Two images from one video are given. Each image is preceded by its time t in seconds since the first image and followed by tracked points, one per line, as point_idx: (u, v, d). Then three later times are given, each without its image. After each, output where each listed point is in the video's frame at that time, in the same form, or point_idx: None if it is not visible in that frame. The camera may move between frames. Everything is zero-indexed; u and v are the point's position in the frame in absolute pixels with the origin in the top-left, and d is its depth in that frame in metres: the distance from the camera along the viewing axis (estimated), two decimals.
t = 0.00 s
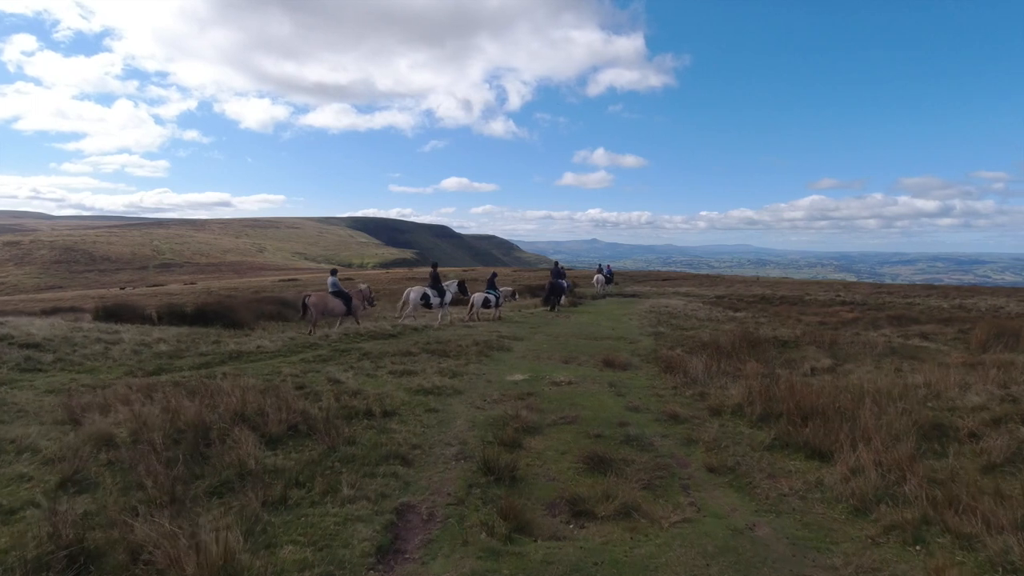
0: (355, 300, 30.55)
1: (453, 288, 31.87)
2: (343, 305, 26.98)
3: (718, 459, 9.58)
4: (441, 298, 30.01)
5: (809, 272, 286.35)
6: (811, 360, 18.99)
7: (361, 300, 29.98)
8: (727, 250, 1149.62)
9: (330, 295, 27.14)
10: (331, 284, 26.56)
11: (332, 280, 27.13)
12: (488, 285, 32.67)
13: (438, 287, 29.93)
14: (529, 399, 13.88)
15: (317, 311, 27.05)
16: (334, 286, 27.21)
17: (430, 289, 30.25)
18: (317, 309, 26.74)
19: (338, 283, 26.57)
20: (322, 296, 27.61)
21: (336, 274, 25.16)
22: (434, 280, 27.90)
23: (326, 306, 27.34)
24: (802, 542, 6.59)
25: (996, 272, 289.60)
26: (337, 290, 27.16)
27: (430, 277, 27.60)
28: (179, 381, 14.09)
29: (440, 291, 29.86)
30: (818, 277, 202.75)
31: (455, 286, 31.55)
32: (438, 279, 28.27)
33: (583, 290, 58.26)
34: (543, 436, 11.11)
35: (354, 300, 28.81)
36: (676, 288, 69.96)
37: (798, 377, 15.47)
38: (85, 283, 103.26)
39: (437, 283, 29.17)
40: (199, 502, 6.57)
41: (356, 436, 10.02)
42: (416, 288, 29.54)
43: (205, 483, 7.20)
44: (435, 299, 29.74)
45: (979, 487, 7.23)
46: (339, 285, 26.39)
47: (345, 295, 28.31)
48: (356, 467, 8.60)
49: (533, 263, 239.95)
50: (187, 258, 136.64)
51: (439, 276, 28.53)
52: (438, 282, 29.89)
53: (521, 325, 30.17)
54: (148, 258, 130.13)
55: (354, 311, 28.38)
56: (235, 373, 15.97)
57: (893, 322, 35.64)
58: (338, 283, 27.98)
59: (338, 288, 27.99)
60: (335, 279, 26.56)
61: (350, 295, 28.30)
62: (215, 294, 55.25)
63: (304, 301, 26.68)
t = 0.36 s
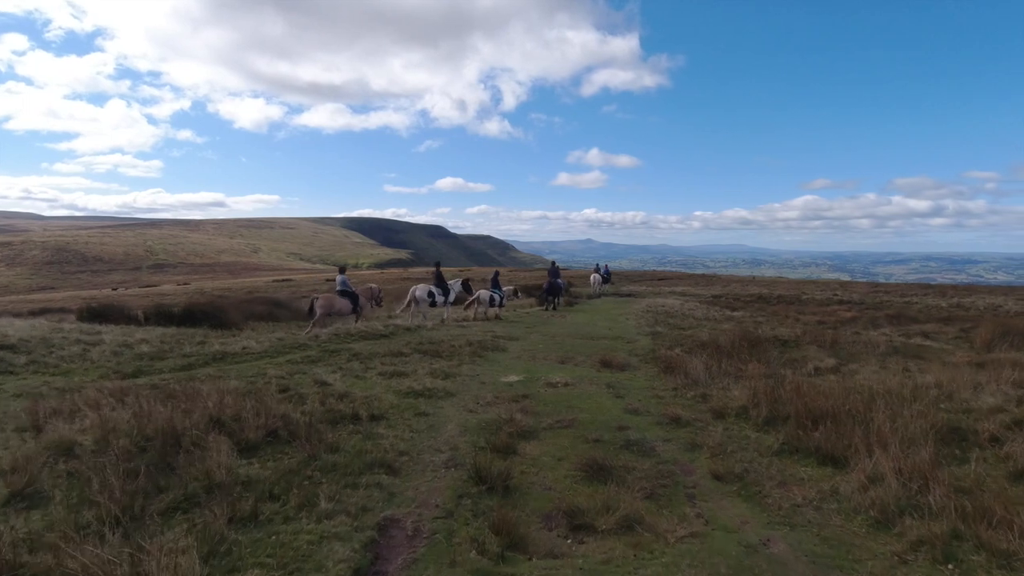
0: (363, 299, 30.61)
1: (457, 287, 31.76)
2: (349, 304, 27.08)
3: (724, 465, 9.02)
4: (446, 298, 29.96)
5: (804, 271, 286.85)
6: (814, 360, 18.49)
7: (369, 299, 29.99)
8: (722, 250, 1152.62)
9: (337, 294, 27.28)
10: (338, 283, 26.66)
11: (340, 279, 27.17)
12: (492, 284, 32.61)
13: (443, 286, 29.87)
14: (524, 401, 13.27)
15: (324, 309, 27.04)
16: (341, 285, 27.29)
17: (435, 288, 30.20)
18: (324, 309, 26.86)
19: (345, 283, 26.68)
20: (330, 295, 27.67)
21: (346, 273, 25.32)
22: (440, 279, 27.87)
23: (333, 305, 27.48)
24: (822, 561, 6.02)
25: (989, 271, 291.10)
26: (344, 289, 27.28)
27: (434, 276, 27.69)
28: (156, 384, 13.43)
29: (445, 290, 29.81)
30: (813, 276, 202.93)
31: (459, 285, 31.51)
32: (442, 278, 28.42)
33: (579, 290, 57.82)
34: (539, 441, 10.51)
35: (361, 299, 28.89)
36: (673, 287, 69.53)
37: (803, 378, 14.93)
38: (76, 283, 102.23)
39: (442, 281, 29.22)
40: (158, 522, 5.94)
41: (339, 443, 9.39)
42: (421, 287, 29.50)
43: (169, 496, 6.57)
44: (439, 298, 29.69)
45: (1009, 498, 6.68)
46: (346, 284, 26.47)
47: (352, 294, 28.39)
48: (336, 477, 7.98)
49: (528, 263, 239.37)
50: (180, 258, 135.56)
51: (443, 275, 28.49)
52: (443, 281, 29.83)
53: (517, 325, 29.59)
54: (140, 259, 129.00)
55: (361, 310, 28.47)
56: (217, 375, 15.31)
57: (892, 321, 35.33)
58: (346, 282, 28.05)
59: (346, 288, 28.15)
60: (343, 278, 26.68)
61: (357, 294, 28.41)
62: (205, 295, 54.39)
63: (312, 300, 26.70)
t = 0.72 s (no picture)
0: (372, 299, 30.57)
1: (465, 287, 31.59)
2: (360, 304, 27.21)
3: (736, 478, 8.49)
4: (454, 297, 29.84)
5: (800, 271, 287.20)
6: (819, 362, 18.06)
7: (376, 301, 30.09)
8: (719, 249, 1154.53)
9: (348, 294, 27.38)
10: (350, 282, 26.73)
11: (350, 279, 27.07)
12: (500, 284, 32.53)
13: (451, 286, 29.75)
14: (523, 407, 12.74)
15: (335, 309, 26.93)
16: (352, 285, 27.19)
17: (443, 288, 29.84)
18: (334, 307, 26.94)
19: (358, 283, 26.79)
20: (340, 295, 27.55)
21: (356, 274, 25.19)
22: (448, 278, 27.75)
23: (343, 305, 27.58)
24: None
25: (984, 270, 291.98)
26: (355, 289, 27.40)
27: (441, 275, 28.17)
28: (137, 390, 12.84)
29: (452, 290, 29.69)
30: (809, 276, 203.00)
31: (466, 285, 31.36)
32: (450, 277, 28.84)
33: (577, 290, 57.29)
34: (539, 451, 9.96)
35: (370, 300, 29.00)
36: (671, 287, 69.10)
37: (811, 382, 14.47)
38: (70, 283, 101.25)
39: (449, 281, 29.16)
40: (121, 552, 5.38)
41: (326, 455, 8.82)
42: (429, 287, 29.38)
43: (135, 520, 6.00)
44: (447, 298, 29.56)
45: None
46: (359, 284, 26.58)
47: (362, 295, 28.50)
48: (322, 493, 7.42)
49: (525, 263, 238.88)
50: (175, 258, 134.59)
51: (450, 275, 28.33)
52: (450, 282, 29.57)
53: (515, 326, 29.10)
54: (134, 259, 127.99)
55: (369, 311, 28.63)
56: (203, 380, 14.71)
57: (893, 321, 34.98)
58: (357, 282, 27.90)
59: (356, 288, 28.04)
60: (354, 279, 26.57)
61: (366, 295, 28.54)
62: (197, 296, 53.66)
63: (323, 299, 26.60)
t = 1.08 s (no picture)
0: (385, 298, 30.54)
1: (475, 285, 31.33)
2: (372, 301, 27.40)
3: (758, 488, 7.92)
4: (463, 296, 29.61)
5: (799, 271, 286.92)
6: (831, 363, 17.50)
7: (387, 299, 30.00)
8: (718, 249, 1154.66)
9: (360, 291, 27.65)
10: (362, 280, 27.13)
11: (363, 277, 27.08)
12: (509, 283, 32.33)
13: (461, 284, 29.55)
14: (526, 411, 12.16)
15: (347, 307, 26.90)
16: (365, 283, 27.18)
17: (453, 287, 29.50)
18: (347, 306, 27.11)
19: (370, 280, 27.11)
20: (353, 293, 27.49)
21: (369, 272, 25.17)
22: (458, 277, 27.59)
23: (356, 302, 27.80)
24: None
25: (983, 270, 291.91)
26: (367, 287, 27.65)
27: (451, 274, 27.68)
28: (122, 393, 12.23)
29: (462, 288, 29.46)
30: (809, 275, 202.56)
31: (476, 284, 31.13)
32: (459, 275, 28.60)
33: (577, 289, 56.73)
34: (545, 458, 9.37)
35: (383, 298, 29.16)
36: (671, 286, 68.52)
37: (825, 383, 13.91)
38: (65, 283, 100.46)
39: (459, 280, 28.94)
40: None
41: (318, 464, 8.22)
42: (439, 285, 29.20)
43: (101, 542, 5.39)
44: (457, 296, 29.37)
45: None
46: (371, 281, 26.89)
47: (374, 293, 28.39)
48: (312, 507, 6.82)
49: (523, 263, 238.63)
50: (173, 258, 133.77)
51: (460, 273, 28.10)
52: (459, 278, 29.06)
53: (516, 326, 28.52)
54: (132, 259, 127.12)
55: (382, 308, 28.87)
56: (192, 382, 14.08)
57: (898, 321, 34.48)
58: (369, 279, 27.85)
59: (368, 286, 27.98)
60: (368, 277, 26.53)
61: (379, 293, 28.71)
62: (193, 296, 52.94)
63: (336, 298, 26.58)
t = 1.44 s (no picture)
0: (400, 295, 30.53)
1: (486, 284, 31.13)
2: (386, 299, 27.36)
3: (781, 497, 7.35)
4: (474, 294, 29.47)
5: (800, 270, 286.29)
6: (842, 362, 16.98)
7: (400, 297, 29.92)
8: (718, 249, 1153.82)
9: (373, 289, 27.97)
10: (375, 277, 27.27)
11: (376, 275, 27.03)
12: (519, 281, 32.25)
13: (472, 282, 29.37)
14: (530, 412, 11.59)
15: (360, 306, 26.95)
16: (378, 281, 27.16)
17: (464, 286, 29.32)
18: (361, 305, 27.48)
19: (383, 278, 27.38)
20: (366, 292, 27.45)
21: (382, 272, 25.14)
22: (467, 275, 27.40)
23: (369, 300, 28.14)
24: None
25: (985, 269, 290.98)
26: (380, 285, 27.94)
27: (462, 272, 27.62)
28: (105, 394, 11.66)
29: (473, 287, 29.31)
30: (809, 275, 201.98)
31: (486, 283, 30.93)
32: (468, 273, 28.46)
33: (579, 289, 56.08)
34: (551, 464, 8.81)
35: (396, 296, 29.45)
36: (673, 286, 67.92)
37: (841, 383, 13.36)
38: (62, 283, 99.69)
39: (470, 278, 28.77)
40: None
41: (308, 471, 7.65)
42: (450, 283, 29.09)
43: (59, 563, 4.81)
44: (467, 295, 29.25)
45: None
46: (384, 279, 27.16)
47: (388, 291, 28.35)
48: (300, 520, 6.25)
49: (523, 263, 237.86)
50: (173, 257, 133.14)
51: (471, 271, 27.87)
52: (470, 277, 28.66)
53: (517, 325, 27.98)
54: (131, 259, 126.46)
55: (396, 306, 29.21)
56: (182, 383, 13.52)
57: (905, 319, 33.99)
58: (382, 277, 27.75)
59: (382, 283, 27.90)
60: (381, 275, 26.42)
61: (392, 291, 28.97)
62: (190, 296, 52.36)
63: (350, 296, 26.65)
